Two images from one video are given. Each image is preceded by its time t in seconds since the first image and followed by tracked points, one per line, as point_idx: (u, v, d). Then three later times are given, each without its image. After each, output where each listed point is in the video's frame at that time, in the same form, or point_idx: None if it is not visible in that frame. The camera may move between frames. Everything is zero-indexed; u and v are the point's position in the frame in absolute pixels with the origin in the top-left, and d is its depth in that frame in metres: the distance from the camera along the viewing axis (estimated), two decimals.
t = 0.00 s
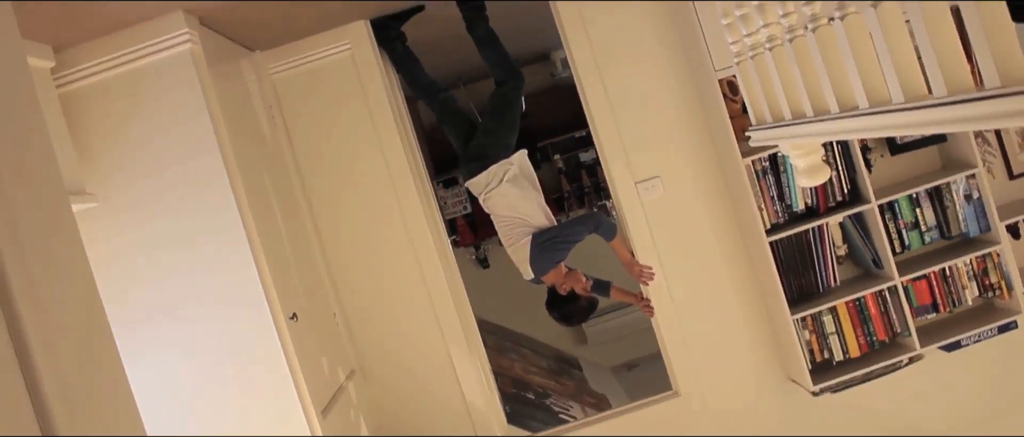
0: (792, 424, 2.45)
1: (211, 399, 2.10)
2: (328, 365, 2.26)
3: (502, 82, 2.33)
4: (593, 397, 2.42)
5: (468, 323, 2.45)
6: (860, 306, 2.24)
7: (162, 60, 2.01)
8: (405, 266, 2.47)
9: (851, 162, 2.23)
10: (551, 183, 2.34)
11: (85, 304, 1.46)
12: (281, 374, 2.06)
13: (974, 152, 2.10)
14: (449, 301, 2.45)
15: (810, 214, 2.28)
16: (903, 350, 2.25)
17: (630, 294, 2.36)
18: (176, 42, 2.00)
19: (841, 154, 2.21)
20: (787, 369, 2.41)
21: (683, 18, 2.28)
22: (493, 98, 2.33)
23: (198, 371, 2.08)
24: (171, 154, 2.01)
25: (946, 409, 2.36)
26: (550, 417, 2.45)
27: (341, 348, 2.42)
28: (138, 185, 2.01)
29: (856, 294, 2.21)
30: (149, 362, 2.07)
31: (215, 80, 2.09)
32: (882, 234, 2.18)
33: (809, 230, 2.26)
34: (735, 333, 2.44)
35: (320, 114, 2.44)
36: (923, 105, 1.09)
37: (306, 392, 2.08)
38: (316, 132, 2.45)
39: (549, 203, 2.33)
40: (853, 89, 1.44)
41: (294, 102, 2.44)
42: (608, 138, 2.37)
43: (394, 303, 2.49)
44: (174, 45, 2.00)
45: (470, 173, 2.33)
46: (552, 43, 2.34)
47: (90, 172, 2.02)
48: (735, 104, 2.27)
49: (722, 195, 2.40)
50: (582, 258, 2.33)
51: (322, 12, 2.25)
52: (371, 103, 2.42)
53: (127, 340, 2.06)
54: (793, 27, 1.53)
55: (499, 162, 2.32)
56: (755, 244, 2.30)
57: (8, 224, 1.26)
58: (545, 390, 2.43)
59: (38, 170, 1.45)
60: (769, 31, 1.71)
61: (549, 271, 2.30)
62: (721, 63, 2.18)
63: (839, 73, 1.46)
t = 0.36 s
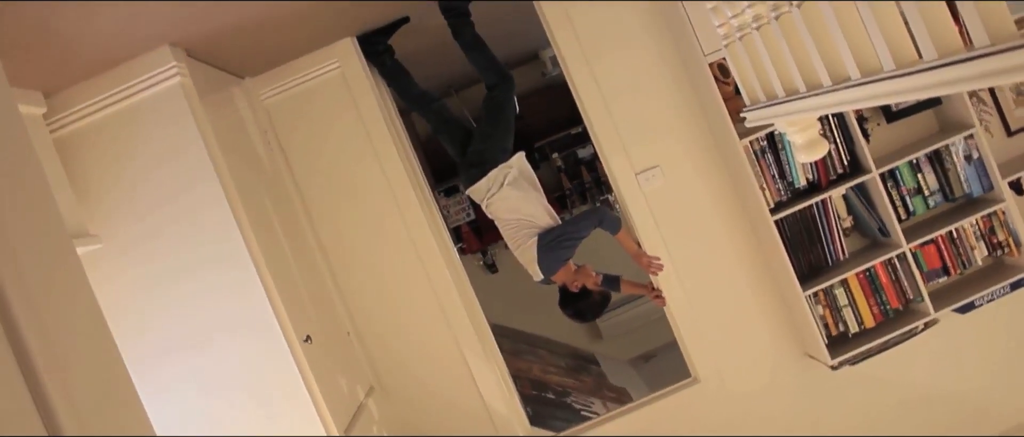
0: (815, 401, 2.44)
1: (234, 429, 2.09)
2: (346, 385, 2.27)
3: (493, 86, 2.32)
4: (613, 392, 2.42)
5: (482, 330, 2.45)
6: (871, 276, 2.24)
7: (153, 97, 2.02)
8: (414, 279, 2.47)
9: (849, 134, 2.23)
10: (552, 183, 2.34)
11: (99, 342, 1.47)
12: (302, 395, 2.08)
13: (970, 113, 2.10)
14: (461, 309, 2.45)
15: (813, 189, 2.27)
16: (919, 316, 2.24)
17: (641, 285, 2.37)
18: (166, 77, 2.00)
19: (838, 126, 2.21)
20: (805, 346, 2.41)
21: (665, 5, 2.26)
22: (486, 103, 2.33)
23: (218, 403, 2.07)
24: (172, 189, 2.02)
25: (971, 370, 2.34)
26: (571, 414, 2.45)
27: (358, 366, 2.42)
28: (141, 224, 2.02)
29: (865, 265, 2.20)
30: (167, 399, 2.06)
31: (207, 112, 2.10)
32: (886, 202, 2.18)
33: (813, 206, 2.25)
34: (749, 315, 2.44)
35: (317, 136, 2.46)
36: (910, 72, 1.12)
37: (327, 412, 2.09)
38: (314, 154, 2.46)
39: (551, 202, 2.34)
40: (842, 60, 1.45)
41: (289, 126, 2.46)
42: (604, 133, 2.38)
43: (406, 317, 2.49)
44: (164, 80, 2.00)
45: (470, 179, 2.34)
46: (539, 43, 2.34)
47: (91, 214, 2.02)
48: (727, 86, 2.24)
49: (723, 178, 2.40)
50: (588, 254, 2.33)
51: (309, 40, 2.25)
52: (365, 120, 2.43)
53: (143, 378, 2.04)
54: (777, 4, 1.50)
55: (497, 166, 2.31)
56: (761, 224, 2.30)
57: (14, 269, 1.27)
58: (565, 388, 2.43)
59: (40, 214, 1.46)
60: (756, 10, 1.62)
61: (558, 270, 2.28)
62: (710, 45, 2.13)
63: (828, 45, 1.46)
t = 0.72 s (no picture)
0: (837, 379, 2.41)
1: None
2: (365, 401, 2.27)
3: (485, 91, 2.37)
4: (631, 384, 2.42)
5: (495, 334, 2.45)
6: (879, 247, 2.24)
7: (148, 130, 2.06)
8: (423, 289, 2.46)
9: (844, 107, 2.23)
10: (552, 180, 2.41)
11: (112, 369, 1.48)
12: (318, 415, 2.06)
13: (963, 77, 2.11)
14: (472, 316, 2.44)
15: (813, 165, 2.28)
16: (929, 283, 2.23)
17: (649, 276, 2.41)
18: (160, 109, 2.02)
19: (833, 101, 2.20)
20: (817, 322, 2.39)
21: None
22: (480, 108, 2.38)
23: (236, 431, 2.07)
24: (173, 221, 2.04)
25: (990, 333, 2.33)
26: (592, 411, 2.45)
27: (375, 381, 2.42)
28: (146, 257, 2.05)
29: (871, 237, 2.19)
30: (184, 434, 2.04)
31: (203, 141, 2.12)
32: (887, 172, 2.17)
33: (814, 182, 2.25)
34: (762, 297, 2.43)
35: (315, 155, 2.46)
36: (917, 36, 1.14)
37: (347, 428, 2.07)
38: (314, 174, 2.47)
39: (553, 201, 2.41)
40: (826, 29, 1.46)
41: (287, 149, 2.47)
42: (599, 127, 2.33)
43: (418, 329, 2.48)
44: (157, 112, 2.02)
45: (469, 187, 2.34)
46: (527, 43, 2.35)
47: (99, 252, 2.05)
48: (720, 71, 2.24)
49: (723, 162, 2.36)
50: (594, 251, 2.39)
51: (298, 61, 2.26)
52: (361, 135, 2.43)
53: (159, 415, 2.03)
54: None
55: (496, 171, 2.32)
56: (764, 206, 2.28)
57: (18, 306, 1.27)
58: (582, 385, 2.46)
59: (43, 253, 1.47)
60: None
61: (565, 270, 2.31)
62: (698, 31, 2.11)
63: (811, 16, 1.47)
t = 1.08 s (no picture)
0: (855, 355, 2.40)
1: None
2: (383, 414, 2.27)
3: (478, 96, 2.40)
4: (648, 376, 2.45)
5: (508, 338, 2.46)
6: (884, 219, 2.23)
7: (144, 164, 2.06)
8: (432, 299, 2.46)
9: (837, 83, 2.21)
10: (553, 180, 2.48)
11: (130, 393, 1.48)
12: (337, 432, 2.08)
13: (953, 43, 2.10)
14: (484, 321, 2.44)
15: (811, 143, 2.27)
16: (937, 252, 2.22)
17: (658, 268, 2.40)
18: (155, 143, 2.03)
19: (826, 77, 2.19)
20: (829, 299, 2.38)
21: None
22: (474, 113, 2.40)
23: None
24: (179, 251, 2.05)
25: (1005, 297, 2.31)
26: (612, 407, 2.46)
27: (392, 394, 2.43)
28: (156, 290, 2.06)
29: (876, 210, 2.18)
30: None
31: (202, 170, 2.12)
32: (886, 145, 2.16)
33: (814, 160, 2.24)
34: (774, 278, 2.40)
35: (314, 174, 2.46)
36: None
37: None
38: (314, 193, 2.47)
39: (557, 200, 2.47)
40: None
41: (286, 170, 2.47)
42: (595, 122, 2.30)
43: (431, 339, 2.48)
44: (152, 146, 2.03)
45: (471, 193, 2.37)
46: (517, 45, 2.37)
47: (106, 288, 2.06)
48: (710, 57, 2.22)
49: (723, 148, 2.33)
50: (599, 247, 2.44)
51: (288, 80, 2.28)
52: (357, 149, 2.42)
53: None
54: None
55: (496, 174, 2.35)
56: (766, 188, 2.26)
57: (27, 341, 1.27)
58: (600, 382, 2.52)
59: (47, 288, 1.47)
60: None
61: (573, 267, 2.29)
62: (686, 19, 2.10)
63: None
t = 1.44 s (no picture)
0: (871, 331, 2.38)
1: None
2: (404, 426, 2.29)
3: (470, 102, 2.36)
4: (664, 368, 2.48)
5: (522, 340, 2.47)
6: (886, 192, 2.22)
7: (146, 196, 2.08)
8: (442, 308, 2.47)
9: (829, 59, 2.19)
10: (553, 178, 2.55)
11: (145, 426, 1.48)
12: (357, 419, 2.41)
13: (942, 11, 2.10)
14: (495, 325, 2.45)
15: (808, 122, 2.26)
16: (942, 220, 2.22)
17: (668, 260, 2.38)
18: (155, 173, 2.05)
19: (818, 55, 2.17)
20: (839, 274, 2.32)
21: None
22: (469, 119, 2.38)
23: None
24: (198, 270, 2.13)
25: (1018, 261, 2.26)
26: (630, 401, 2.50)
27: (410, 406, 2.45)
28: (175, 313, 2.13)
29: (879, 183, 2.18)
30: None
31: (206, 202, 2.18)
32: (882, 118, 2.17)
33: (812, 138, 2.24)
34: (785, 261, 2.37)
35: (316, 194, 2.47)
36: None
37: None
38: (317, 212, 2.48)
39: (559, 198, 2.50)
40: None
41: (288, 192, 2.49)
42: (590, 118, 2.30)
43: (444, 348, 2.49)
44: (152, 178, 2.06)
45: (474, 198, 2.35)
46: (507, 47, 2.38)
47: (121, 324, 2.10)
48: (700, 44, 2.22)
49: (722, 133, 2.29)
50: (605, 241, 2.46)
51: (280, 100, 2.29)
52: (355, 165, 2.43)
53: None
54: None
55: (496, 178, 2.31)
56: (767, 170, 2.23)
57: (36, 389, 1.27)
58: (616, 377, 2.53)
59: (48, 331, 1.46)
60: None
61: (581, 264, 2.25)
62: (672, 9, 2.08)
63: None
